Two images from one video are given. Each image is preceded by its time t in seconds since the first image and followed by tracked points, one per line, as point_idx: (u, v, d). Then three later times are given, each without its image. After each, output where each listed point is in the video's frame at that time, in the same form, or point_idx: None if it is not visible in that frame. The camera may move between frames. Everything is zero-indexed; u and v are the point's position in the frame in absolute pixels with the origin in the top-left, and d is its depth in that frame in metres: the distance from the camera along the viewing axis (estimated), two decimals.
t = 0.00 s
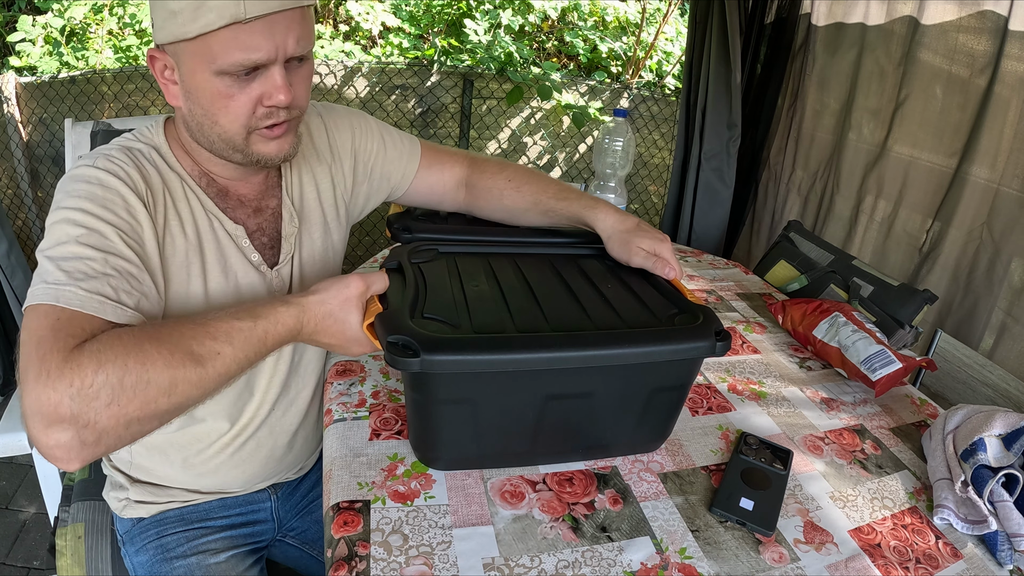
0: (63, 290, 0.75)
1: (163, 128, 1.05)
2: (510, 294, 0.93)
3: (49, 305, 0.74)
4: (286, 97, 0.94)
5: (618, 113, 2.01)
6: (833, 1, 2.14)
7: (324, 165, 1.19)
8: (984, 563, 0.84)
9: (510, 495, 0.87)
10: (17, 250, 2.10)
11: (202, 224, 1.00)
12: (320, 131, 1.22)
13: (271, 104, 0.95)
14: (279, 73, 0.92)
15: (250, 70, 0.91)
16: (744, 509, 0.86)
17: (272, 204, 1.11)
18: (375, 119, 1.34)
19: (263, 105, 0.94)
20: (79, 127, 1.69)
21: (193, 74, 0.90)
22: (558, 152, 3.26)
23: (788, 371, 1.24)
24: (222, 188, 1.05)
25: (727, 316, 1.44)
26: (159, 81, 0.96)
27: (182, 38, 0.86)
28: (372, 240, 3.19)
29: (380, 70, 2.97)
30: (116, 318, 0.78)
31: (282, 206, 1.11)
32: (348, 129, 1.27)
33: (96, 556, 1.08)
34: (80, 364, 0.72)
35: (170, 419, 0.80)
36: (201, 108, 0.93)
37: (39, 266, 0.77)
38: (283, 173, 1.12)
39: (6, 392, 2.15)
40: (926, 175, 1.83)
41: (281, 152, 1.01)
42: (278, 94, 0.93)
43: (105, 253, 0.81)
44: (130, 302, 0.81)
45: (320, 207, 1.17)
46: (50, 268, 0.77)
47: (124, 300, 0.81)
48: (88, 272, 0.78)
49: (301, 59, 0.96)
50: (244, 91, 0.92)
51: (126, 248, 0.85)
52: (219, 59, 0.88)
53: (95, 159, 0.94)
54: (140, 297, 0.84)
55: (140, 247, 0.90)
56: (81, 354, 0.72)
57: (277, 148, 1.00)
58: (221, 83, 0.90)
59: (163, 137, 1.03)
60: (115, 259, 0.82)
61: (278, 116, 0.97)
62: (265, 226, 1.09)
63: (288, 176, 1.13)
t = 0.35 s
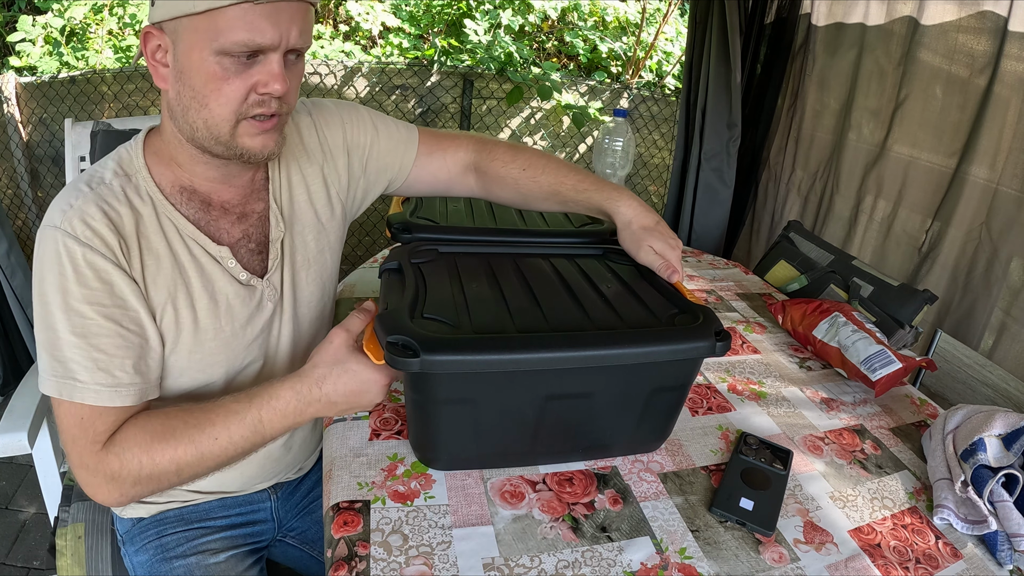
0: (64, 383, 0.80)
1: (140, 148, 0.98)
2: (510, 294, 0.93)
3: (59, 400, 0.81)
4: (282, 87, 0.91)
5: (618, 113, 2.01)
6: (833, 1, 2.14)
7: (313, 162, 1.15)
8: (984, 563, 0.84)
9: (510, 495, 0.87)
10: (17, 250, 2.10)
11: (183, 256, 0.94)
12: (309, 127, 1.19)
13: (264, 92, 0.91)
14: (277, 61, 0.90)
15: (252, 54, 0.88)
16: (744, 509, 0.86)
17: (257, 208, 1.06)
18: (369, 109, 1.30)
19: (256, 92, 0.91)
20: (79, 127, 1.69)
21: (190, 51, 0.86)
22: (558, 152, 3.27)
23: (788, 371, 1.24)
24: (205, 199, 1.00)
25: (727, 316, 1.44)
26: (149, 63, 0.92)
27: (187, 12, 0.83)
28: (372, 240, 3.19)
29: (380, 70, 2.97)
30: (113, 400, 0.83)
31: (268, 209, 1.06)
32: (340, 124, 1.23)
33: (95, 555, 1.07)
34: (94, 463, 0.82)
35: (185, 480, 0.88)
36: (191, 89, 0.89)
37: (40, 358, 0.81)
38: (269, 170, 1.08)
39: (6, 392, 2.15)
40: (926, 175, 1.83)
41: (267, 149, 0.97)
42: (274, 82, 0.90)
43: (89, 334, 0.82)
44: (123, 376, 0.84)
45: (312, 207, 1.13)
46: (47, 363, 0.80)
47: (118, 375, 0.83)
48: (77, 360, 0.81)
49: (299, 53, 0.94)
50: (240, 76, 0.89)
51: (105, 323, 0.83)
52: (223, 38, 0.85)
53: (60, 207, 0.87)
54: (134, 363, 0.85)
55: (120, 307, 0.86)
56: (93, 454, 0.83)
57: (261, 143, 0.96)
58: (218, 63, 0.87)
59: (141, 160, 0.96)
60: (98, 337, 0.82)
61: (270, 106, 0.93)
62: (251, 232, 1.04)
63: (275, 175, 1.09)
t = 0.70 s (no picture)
0: (48, 394, 0.78)
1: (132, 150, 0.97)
2: (510, 293, 0.93)
3: (45, 411, 0.79)
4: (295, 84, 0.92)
5: (618, 113, 2.01)
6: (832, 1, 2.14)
7: (307, 163, 1.15)
8: (984, 563, 0.84)
9: (511, 495, 0.87)
10: (17, 251, 2.10)
11: (177, 263, 0.93)
12: (304, 127, 1.18)
13: (278, 91, 0.91)
14: (289, 59, 0.90)
15: (265, 54, 0.87)
16: (744, 509, 0.86)
17: (252, 212, 1.06)
18: (366, 109, 1.29)
19: (269, 92, 0.91)
20: (79, 127, 1.69)
21: (200, 54, 0.85)
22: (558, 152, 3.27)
23: (788, 371, 1.24)
24: (200, 203, 0.99)
25: (728, 316, 1.44)
26: (147, 65, 0.89)
27: (199, 13, 0.82)
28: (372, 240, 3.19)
29: (380, 70, 2.97)
30: (91, 414, 0.80)
31: (264, 210, 1.06)
32: (335, 124, 1.22)
33: (96, 556, 1.06)
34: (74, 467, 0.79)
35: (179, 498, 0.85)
36: (203, 92, 0.87)
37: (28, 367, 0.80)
38: (264, 170, 1.08)
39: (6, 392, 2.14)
40: (926, 175, 1.83)
41: (278, 146, 0.97)
42: (288, 81, 0.91)
43: (70, 347, 0.80)
44: (106, 390, 0.81)
45: (306, 209, 1.13)
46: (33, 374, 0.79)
47: (99, 389, 0.81)
48: (59, 373, 0.79)
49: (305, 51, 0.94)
50: (254, 76, 0.88)
51: (89, 334, 0.81)
52: (237, 38, 0.84)
53: (48, 215, 0.85)
54: (117, 377, 0.83)
55: (109, 315, 0.84)
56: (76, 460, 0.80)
57: (274, 140, 0.96)
58: (233, 65, 0.86)
59: (133, 164, 0.95)
60: (83, 349, 0.81)
61: (283, 104, 0.93)
62: (246, 235, 1.04)
63: (269, 175, 1.09)
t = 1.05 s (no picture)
0: (64, 387, 0.79)
1: (120, 150, 0.97)
2: (510, 294, 0.93)
3: (61, 404, 0.80)
4: (274, 78, 0.91)
5: (618, 113, 2.01)
6: (833, 1, 2.14)
7: (299, 167, 1.13)
8: (984, 563, 0.84)
9: (510, 495, 0.87)
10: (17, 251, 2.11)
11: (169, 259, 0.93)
12: (298, 130, 1.17)
13: (257, 87, 0.91)
14: (265, 54, 0.90)
15: (238, 52, 0.87)
16: (744, 509, 0.86)
17: (243, 212, 1.05)
18: (364, 116, 1.27)
19: (248, 88, 0.91)
20: (79, 127, 1.69)
21: (174, 61, 0.85)
22: (558, 152, 3.27)
23: (788, 371, 1.24)
24: (188, 203, 0.99)
25: (728, 316, 1.44)
26: (125, 78, 0.90)
27: (165, 20, 0.81)
28: (372, 240, 3.19)
29: (380, 71, 2.97)
30: (112, 398, 0.81)
31: (253, 211, 1.05)
32: (332, 128, 1.21)
33: (96, 555, 1.07)
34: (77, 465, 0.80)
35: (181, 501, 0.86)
36: (181, 98, 0.88)
37: (40, 360, 0.80)
38: (254, 169, 1.07)
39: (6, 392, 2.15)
40: (926, 175, 1.83)
41: (265, 142, 0.98)
42: (266, 76, 0.90)
43: (80, 336, 0.80)
44: (124, 373, 0.82)
45: (300, 213, 1.12)
46: (48, 367, 0.79)
47: (116, 373, 0.81)
48: (71, 363, 0.79)
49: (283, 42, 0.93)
50: (230, 75, 0.88)
51: (97, 319, 0.82)
52: (208, 41, 0.84)
53: (41, 211, 0.85)
54: (130, 360, 0.84)
55: (110, 304, 0.84)
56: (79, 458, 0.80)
57: (260, 136, 0.96)
58: (208, 67, 0.86)
59: (122, 162, 0.95)
60: (93, 335, 0.81)
61: (263, 99, 0.93)
62: (237, 236, 1.03)
63: (260, 177, 1.07)
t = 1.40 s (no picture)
0: (40, 392, 0.74)
1: (117, 156, 0.97)
2: (510, 293, 0.93)
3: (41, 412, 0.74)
4: (259, 90, 0.88)
5: (618, 113, 2.01)
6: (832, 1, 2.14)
7: (303, 163, 1.16)
8: (984, 563, 0.84)
9: (510, 495, 0.87)
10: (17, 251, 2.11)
11: (169, 264, 0.93)
12: (299, 125, 1.20)
13: (242, 101, 0.88)
14: (248, 66, 0.86)
15: (218, 67, 0.84)
16: (744, 509, 0.86)
17: (243, 213, 1.06)
18: (353, 112, 1.32)
19: (233, 103, 0.88)
20: (78, 127, 1.68)
21: (154, 77, 0.83)
22: (558, 152, 3.28)
23: (788, 371, 1.24)
24: (188, 209, 0.99)
25: (728, 316, 1.44)
26: (111, 91, 0.89)
27: (137, 38, 0.79)
28: (372, 240, 3.19)
29: (380, 71, 2.97)
30: (88, 407, 0.76)
31: (256, 213, 1.06)
32: (328, 123, 1.25)
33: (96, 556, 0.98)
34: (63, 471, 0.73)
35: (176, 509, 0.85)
36: (164, 114, 0.86)
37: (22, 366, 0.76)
38: (255, 174, 1.08)
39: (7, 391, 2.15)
40: (925, 175, 1.83)
41: (255, 154, 0.95)
42: (250, 89, 0.87)
43: (64, 338, 0.76)
44: (105, 380, 0.77)
45: (303, 209, 1.14)
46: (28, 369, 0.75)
47: (95, 379, 0.77)
48: (49, 367, 0.74)
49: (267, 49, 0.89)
50: (212, 90, 0.85)
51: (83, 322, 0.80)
52: (185, 58, 0.81)
53: (37, 216, 0.85)
54: (111, 365, 0.79)
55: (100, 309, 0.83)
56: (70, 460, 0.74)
57: (249, 149, 0.94)
58: (188, 84, 0.83)
59: (120, 169, 0.95)
60: (75, 339, 0.77)
61: (251, 111, 0.90)
62: (238, 239, 1.04)
63: (263, 178, 1.09)
